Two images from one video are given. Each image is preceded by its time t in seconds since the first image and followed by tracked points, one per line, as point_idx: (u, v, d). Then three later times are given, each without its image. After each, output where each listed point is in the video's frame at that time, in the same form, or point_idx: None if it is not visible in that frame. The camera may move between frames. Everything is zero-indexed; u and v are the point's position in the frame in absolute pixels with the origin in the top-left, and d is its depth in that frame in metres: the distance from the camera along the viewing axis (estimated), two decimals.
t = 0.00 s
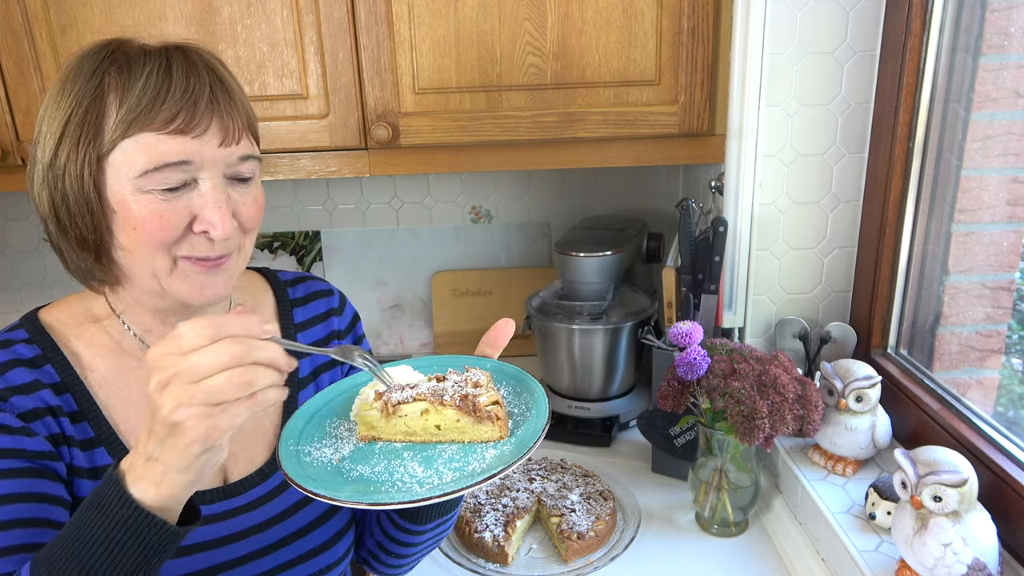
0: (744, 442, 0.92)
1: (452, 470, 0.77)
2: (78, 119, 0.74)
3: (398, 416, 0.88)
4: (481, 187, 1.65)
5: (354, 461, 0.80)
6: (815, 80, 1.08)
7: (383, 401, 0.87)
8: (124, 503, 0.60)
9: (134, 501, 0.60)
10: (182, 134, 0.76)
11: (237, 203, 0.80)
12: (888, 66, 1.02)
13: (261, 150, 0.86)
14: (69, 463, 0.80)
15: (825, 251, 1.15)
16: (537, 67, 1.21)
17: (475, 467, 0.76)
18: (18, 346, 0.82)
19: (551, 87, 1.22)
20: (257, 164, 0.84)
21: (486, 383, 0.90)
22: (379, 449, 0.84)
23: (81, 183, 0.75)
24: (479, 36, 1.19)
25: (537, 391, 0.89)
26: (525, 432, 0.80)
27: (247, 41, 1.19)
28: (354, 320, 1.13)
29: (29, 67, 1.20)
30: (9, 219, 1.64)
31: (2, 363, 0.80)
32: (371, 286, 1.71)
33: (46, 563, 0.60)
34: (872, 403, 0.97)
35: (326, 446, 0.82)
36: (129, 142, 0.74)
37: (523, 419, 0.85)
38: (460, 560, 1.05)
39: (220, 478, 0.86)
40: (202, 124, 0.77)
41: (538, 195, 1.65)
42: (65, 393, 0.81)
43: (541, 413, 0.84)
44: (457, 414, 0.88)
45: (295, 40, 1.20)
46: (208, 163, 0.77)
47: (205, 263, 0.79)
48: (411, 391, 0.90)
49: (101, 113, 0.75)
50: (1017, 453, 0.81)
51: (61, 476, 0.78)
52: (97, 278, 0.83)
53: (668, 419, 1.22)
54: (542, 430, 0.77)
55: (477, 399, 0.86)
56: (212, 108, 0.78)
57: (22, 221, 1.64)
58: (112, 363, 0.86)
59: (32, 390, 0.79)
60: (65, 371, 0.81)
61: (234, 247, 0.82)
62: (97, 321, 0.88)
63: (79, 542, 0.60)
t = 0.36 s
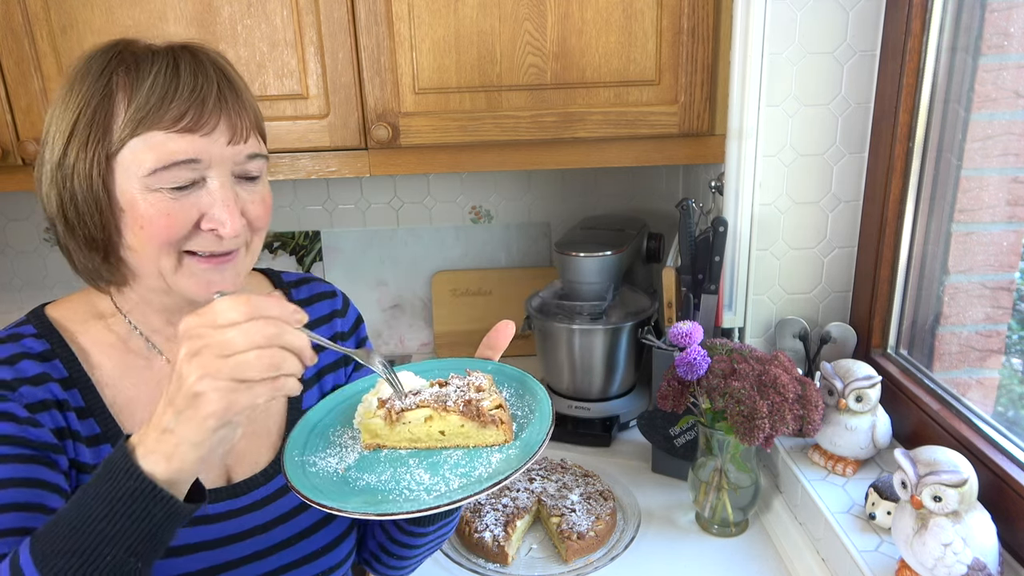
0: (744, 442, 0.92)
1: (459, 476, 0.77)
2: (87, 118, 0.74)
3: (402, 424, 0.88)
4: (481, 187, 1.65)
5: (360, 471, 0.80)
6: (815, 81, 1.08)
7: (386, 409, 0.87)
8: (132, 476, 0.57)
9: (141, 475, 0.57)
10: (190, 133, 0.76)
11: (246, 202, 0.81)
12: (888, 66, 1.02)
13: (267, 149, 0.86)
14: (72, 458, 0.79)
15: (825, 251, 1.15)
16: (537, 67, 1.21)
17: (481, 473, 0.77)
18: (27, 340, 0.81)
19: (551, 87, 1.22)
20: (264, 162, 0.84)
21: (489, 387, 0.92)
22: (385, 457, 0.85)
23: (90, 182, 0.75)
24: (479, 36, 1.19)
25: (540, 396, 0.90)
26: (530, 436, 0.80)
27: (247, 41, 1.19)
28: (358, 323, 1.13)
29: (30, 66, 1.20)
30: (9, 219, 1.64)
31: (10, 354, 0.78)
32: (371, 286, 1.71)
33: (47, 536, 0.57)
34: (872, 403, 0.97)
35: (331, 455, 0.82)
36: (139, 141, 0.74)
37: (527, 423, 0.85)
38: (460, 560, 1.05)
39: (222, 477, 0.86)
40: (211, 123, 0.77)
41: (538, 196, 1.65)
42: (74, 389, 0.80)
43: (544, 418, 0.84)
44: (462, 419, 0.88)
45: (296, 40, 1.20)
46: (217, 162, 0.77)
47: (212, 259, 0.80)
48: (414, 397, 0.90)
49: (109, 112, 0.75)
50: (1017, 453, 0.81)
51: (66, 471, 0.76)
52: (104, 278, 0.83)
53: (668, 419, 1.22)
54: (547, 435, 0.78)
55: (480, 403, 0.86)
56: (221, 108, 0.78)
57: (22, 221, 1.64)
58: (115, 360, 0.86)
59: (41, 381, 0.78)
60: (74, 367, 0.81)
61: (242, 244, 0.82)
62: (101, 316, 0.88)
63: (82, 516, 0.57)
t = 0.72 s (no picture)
0: (744, 442, 0.92)
1: (450, 484, 0.76)
2: (88, 112, 0.75)
3: (402, 424, 0.88)
4: (481, 187, 1.65)
5: (355, 465, 0.79)
6: (815, 80, 1.08)
7: (386, 408, 0.88)
8: (162, 409, 0.57)
9: (172, 409, 0.57)
10: (188, 123, 0.75)
11: (247, 194, 0.80)
12: (888, 66, 1.02)
13: (269, 144, 0.86)
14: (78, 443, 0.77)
15: (825, 251, 1.15)
16: (537, 67, 1.21)
17: (472, 483, 0.75)
18: (39, 327, 0.80)
19: (551, 87, 1.22)
20: (264, 153, 0.83)
21: (491, 398, 0.90)
22: (380, 454, 0.85)
23: (92, 176, 0.75)
24: (479, 36, 1.19)
25: (542, 407, 0.88)
26: (525, 450, 0.79)
27: (247, 41, 1.19)
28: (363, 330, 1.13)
29: (30, 66, 1.20)
30: (9, 219, 1.64)
31: (22, 339, 0.78)
32: (371, 286, 1.72)
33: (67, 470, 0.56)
34: (872, 403, 0.97)
35: (328, 447, 0.82)
36: (137, 131, 0.74)
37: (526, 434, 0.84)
38: (460, 560, 1.05)
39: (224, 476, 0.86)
40: (209, 113, 0.77)
41: (538, 196, 1.66)
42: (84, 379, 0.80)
43: (545, 429, 0.82)
44: (460, 427, 0.87)
45: (295, 40, 1.20)
46: (215, 152, 0.77)
47: (215, 254, 0.80)
48: (417, 400, 0.91)
49: (109, 105, 0.75)
50: (1017, 453, 0.81)
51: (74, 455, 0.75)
52: (112, 275, 0.84)
53: (668, 419, 1.22)
54: (545, 448, 0.76)
55: (480, 414, 0.85)
56: (218, 97, 0.78)
57: (22, 221, 1.64)
58: (118, 355, 0.86)
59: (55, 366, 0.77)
60: (85, 356, 0.80)
61: (245, 238, 0.82)
62: (106, 311, 0.88)
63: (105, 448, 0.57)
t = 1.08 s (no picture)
0: (744, 442, 0.92)
1: (451, 488, 0.76)
2: (88, 112, 0.75)
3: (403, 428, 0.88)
4: (481, 187, 1.65)
5: (355, 470, 0.79)
6: (815, 81, 1.08)
7: (386, 411, 0.88)
8: (180, 403, 0.57)
9: (191, 403, 0.57)
10: (189, 123, 0.75)
11: (248, 194, 0.80)
12: (888, 66, 1.02)
13: (270, 143, 0.86)
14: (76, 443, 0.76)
15: (825, 251, 1.15)
16: (537, 67, 1.21)
17: (474, 487, 0.75)
18: (40, 327, 0.80)
19: (551, 87, 1.22)
20: (265, 153, 0.83)
21: (490, 400, 0.90)
22: (381, 458, 0.84)
23: (93, 176, 0.75)
24: (479, 36, 1.19)
25: (542, 409, 0.88)
26: (525, 453, 0.79)
27: (247, 41, 1.19)
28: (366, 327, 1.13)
29: (30, 66, 1.20)
30: (9, 219, 1.64)
31: (24, 337, 0.77)
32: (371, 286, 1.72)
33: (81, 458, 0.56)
34: (872, 403, 0.97)
35: (328, 452, 0.81)
36: (137, 131, 0.74)
37: (526, 437, 0.83)
38: (460, 560, 1.05)
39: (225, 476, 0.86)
40: (209, 113, 0.77)
41: (538, 196, 1.65)
42: (86, 378, 0.80)
43: (545, 431, 0.82)
44: (460, 430, 0.88)
45: (295, 40, 1.20)
46: (216, 152, 0.77)
47: (217, 253, 0.80)
48: (417, 403, 0.91)
49: (110, 105, 0.75)
50: (1017, 453, 0.81)
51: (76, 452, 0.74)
52: (113, 275, 0.84)
53: (668, 419, 1.21)
54: (547, 449, 0.76)
55: (480, 416, 0.85)
56: (219, 97, 0.78)
57: (22, 221, 1.64)
58: (119, 356, 0.86)
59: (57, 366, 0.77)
60: (86, 356, 0.80)
61: (246, 239, 0.81)
62: (107, 311, 0.88)
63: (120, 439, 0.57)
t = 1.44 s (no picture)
0: (744, 442, 0.92)
1: (458, 489, 0.76)
2: (85, 111, 0.75)
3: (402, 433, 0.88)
4: (481, 187, 1.65)
5: (357, 477, 0.79)
6: (815, 81, 1.08)
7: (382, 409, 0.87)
8: (186, 407, 0.57)
9: (198, 407, 0.57)
10: (184, 119, 0.75)
11: (246, 192, 0.80)
12: (888, 66, 1.02)
13: (269, 141, 0.86)
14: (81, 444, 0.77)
15: (825, 251, 1.15)
16: (537, 67, 1.21)
17: (480, 487, 0.76)
18: (42, 328, 0.80)
19: (551, 87, 1.22)
20: (263, 150, 0.83)
21: (489, 399, 0.91)
22: (382, 464, 0.83)
23: (91, 175, 0.75)
24: (479, 36, 1.19)
25: (542, 406, 0.89)
26: (527, 452, 0.80)
27: (247, 41, 1.19)
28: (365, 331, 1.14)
29: (30, 66, 1.20)
30: (9, 219, 1.64)
31: (26, 337, 0.77)
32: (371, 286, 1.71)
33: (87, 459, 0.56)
34: (872, 403, 0.97)
35: (328, 460, 0.81)
36: (133, 129, 0.74)
37: (526, 437, 0.84)
38: (460, 560, 1.05)
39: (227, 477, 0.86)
40: (204, 109, 0.77)
41: (538, 196, 1.66)
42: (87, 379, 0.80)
43: (547, 429, 0.83)
44: (461, 432, 0.87)
45: (295, 40, 1.20)
46: (211, 148, 0.77)
47: (215, 253, 0.80)
48: (415, 408, 0.90)
49: (106, 103, 0.75)
50: (1017, 453, 0.81)
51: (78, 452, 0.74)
52: (113, 276, 0.84)
53: (668, 419, 1.21)
54: (550, 448, 0.78)
55: (479, 416, 0.85)
56: (215, 94, 0.78)
57: (22, 221, 1.64)
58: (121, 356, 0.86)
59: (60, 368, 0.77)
60: (88, 357, 0.80)
61: (244, 238, 0.82)
62: (107, 312, 0.88)
63: (126, 442, 0.56)
